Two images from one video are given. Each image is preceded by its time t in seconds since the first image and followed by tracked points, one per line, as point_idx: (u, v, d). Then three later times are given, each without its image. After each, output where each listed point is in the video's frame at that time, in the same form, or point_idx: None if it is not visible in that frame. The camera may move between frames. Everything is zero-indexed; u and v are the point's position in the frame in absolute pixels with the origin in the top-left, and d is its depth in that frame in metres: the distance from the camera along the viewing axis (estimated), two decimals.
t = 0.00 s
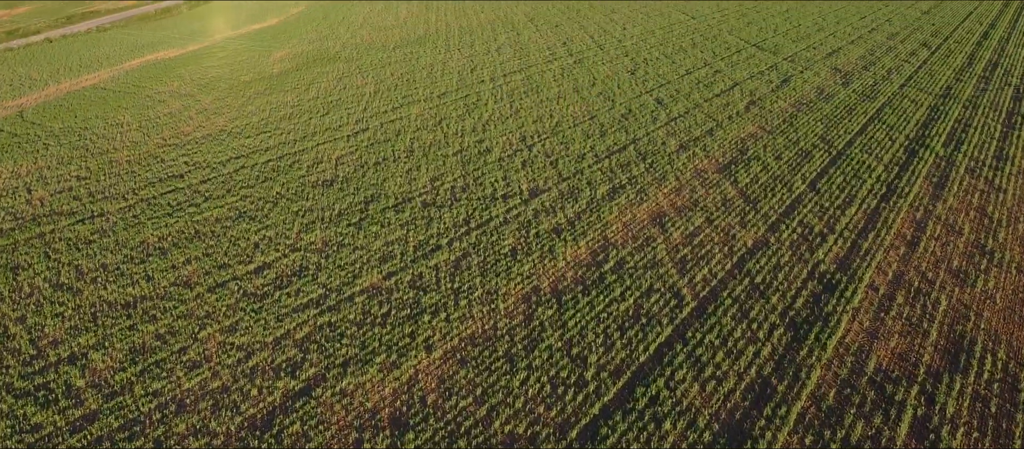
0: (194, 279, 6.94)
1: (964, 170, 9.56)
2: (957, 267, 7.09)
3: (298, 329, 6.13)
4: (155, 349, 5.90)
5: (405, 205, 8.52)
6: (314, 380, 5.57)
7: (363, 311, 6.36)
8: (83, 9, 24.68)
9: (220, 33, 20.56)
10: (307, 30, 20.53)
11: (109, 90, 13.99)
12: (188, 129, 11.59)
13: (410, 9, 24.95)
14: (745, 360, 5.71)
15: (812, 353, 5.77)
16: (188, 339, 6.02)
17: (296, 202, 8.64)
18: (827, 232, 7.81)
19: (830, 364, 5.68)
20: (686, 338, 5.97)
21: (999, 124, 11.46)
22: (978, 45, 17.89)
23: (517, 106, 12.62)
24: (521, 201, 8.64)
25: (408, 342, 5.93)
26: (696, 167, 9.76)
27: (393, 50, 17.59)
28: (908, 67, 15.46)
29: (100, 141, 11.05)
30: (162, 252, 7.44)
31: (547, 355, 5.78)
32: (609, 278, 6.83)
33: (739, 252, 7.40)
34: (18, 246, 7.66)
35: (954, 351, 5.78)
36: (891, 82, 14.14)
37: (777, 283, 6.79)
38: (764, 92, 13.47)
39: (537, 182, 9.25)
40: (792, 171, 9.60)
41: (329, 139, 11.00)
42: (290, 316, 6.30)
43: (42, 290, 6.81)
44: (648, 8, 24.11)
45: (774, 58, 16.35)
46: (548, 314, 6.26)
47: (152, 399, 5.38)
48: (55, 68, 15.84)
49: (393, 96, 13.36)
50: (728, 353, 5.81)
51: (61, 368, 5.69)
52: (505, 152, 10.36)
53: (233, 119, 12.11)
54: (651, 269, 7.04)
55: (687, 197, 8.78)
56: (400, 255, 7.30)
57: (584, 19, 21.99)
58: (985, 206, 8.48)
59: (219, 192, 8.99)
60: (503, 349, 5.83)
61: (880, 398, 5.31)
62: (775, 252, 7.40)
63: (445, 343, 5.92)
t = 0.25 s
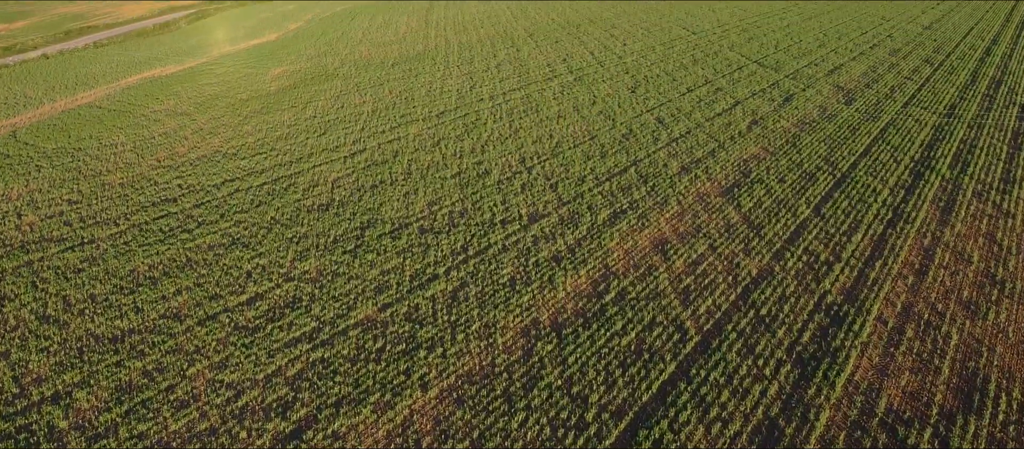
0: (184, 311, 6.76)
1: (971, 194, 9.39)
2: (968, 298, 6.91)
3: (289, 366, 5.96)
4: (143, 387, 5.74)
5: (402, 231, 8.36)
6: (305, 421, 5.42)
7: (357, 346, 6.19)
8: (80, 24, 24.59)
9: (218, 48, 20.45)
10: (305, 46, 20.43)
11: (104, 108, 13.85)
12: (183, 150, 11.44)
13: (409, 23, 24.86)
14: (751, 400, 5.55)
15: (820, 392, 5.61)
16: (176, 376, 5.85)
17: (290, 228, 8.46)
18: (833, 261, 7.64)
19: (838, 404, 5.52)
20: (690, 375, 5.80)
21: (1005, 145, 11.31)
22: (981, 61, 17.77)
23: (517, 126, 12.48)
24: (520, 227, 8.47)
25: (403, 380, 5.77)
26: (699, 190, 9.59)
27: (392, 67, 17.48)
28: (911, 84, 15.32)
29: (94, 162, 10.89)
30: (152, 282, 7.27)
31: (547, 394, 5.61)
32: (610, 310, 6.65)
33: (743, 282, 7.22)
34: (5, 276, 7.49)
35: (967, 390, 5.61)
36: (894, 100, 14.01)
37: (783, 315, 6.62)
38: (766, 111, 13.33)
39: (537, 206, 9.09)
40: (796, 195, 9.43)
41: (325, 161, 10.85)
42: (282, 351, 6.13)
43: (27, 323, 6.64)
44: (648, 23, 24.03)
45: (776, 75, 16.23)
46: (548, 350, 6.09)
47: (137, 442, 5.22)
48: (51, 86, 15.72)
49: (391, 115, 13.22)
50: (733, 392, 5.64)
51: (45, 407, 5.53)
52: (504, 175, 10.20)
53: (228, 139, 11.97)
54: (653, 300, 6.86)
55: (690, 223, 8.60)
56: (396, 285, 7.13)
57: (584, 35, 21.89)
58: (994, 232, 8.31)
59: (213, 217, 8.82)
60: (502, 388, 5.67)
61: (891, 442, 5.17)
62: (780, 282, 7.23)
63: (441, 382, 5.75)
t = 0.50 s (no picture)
0: (173, 344, 6.58)
1: (979, 218, 9.22)
2: (979, 330, 6.73)
3: (281, 404, 5.79)
4: (128, 427, 5.57)
5: (399, 257, 8.18)
6: None
7: (351, 382, 6.01)
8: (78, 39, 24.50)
9: (216, 64, 20.34)
10: (304, 62, 20.31)
11: (99, 127, 13.70)
12: (178, 171, 11.28)
13: (408, 38, 24.78)
14: (757, 442, 5.40)
15: (828, 433, 5.46)
16: (163, 416, 5.68)
17: (285, 254, 8.29)
18: (839, 289, 7.46)
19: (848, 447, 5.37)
20: (695, 415, 5.64)
21: (1012, 166, 11.15)
22: (983, 78, 17.65)
23: (516, 146, 12.34)
24: (520, 254, 8.29)
25: (398, 420, 5.61)
26: (701, 214, 9.42)
27: (391, 83, 17.36)
28: (914, 102, 15.18)
29: (86, 184, 10.73)
30: (141, 312, 7.09)
31: (548, 435, 5.45)
32: (612, 344, 6.47)
33: (748, 312, 7.04)
34: None
35: (980, 431, 5.45)
36: (897, 119, 13.86)
37: (789, 349, 6.44)
38: (769, 130, 13.18)
39: (536, 231, 8.92)
40: (800, 218, 9.26)
41: (322, 183, 10.68)
42: (273, 388, 5.95)
43: (12, 356, 6.45)
44: (648, 38, 23.95)
45: (777, 92, 16.10)
46: (548, 386, 5.92)
47: None
48: (46, 103, 15.58)
49: (388, 134, 13.07)
50: (739, 433, 5.49)
51: None
52: (503, 197, 10.05)
53: (224, 159, 11.81)
54: (655, 332, 6.67)
55: (692, 248, 8.42)
56: (392, 316, 6.95)
57: (584, 50, 21.78)
58: (1004, 259, 8.13)
59: (205, 242, 8.64)
60: (501, 428, 5.50)
61: None
62: (786, 312, 7.04)
63: (438, 422, 5.59)
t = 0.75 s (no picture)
0: (161, 378, 6.38)
1: (987, 243, 9.04)
2: (991, 363, 6.54)
3: (271, 445, 5.62)
4: None
5: (395, 284, 8.00)
6: None
7: (344, 420, 5.85)
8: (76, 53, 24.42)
9: (214, 80, 20.22)
10: (302, 78, 20.19)
11: (94, 145, 13.55)
12: (172, 192, 11.11)
13: (408, 53, 24.69)
14: None
15: None
16: None
17: (278, 281, 8.11)
18: (847, 319, 7.28)
19: None
20: None
21: (1019, 187, 10.98)
22: (986, 94, 17.52)
23: (516, 165, 12.19)
24: (519, 280, 8.12)
25: None
26: (703, 237, 9.25)
27: (390, 100, 17.24)
28: (918, 120, 15.04)
29: (79, 205, 10.56)
30: (130, 344, 6.90)
31: None
32: (613, 379, 6.28)
33: (753, 345, 6.85)
34: None
35: None
36: (901, 137, 13.73)
37: (796, 384, 6.26)
38: (771, 149, 13.03)
39: (536, 256, 8.74)
40: (805, 243, 9.08)
41: (318, 205, 10.51)
42: (263, 427, 5.78)
43: None
44: (649, 53, 23.85)
45: (779, 109, 15.98)
46: (547, 426, 5.75)
47: None
48: (42, 120, 15.45)
49: (386, 153, 12.92)
50: None
51: None
52: (502, 220, 9.88)
53: (219, 179, 11.64)
54: (658, 366, 6.48)
55: (695, 275, 8.24)
56: (387, 348, 6.76)
57: (584, 65, 21.68)
58: (1014, 287, 7.95)
59: (198, 268, 8.46)
60: None
61: None
62: (792, 344, 6.85)
63: None
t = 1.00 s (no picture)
0: (148, 415, 6.19)
1: (995, 268, 8.85)
2: (1004, 398, 6.35)
3: None
4: None
5: (391, 313, 7.81)
6: None
7: None
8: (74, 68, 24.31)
9: (212, 95, 20.10)
10: (300, 94, 20.05)
11: (88, 164, 13.40)
12: (166, 213, 10.94)
13: (407, 67, 24.60)
14: None
15: None
16: None
17: (271, 310, 7.92)
18: (854, 351, 7.09)
19: None
20: None
21: None
22: (990, 111, 17.37)
23: (515, 186, 12.03)
24: (518, 309, 7.93)
25: None
26: (706, 263, 9.07)
27: (389, 116, 17.10)
28: (921, 138, 14.88)
29: (71, 228, 10.39)
30: (118, 376, 6.71)
31: None
32: (614, 416, 6.09)
33: (758, 378, 6.66)
34: None
35: None
36: (905, 156, 13.57)
37: (803, 421, 6.07)
38: (773, 168, 12.87)
39: (535, 282, 8.56)
40: (810, 268, 8.90)
41: (314, 227, 10.34)
42: None
43: None
44: (649, 68, 23.74)
45: (781, 127, 15.82)
46: None
47: None
48: (37, 138, 15.31)
49: (384, 173, 12.75)
50: None
51: None
52: (501, 244, 9.71)
53: (214, 200, 11.47)
54: (660, 402, 6.29)
55: (698, 303, 8.04)
56: (383, 382, 6.58)
57: (584, 81, 21.56)
58: None
59: (190, 296, 8.28)
60: None
61: None
62: (798, 377, 6.66)
63: None
